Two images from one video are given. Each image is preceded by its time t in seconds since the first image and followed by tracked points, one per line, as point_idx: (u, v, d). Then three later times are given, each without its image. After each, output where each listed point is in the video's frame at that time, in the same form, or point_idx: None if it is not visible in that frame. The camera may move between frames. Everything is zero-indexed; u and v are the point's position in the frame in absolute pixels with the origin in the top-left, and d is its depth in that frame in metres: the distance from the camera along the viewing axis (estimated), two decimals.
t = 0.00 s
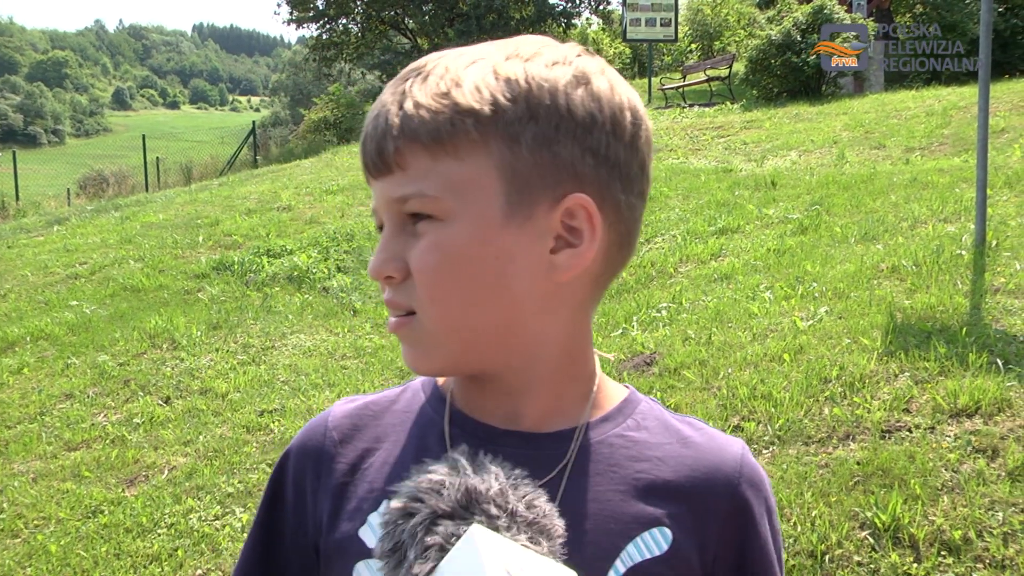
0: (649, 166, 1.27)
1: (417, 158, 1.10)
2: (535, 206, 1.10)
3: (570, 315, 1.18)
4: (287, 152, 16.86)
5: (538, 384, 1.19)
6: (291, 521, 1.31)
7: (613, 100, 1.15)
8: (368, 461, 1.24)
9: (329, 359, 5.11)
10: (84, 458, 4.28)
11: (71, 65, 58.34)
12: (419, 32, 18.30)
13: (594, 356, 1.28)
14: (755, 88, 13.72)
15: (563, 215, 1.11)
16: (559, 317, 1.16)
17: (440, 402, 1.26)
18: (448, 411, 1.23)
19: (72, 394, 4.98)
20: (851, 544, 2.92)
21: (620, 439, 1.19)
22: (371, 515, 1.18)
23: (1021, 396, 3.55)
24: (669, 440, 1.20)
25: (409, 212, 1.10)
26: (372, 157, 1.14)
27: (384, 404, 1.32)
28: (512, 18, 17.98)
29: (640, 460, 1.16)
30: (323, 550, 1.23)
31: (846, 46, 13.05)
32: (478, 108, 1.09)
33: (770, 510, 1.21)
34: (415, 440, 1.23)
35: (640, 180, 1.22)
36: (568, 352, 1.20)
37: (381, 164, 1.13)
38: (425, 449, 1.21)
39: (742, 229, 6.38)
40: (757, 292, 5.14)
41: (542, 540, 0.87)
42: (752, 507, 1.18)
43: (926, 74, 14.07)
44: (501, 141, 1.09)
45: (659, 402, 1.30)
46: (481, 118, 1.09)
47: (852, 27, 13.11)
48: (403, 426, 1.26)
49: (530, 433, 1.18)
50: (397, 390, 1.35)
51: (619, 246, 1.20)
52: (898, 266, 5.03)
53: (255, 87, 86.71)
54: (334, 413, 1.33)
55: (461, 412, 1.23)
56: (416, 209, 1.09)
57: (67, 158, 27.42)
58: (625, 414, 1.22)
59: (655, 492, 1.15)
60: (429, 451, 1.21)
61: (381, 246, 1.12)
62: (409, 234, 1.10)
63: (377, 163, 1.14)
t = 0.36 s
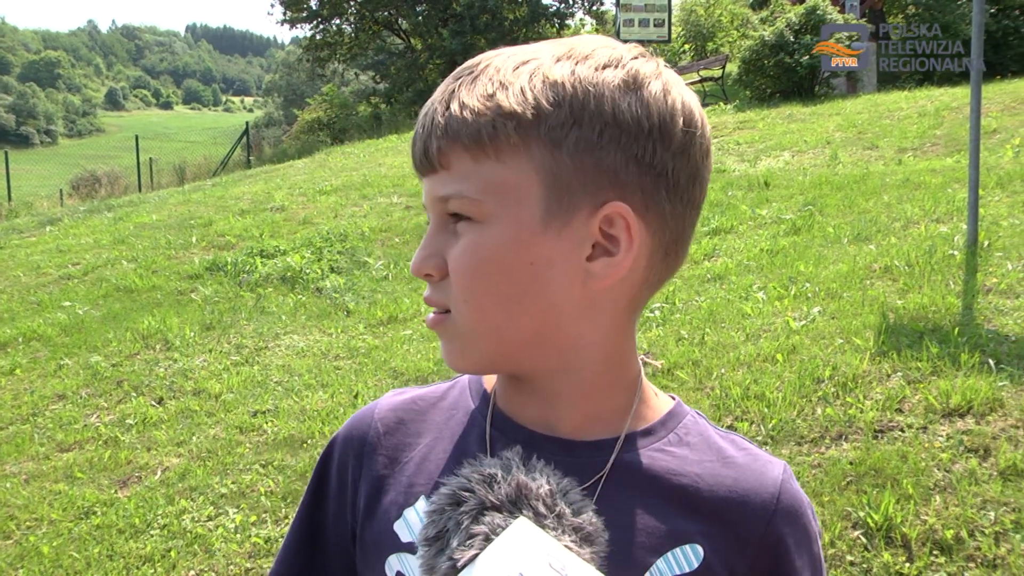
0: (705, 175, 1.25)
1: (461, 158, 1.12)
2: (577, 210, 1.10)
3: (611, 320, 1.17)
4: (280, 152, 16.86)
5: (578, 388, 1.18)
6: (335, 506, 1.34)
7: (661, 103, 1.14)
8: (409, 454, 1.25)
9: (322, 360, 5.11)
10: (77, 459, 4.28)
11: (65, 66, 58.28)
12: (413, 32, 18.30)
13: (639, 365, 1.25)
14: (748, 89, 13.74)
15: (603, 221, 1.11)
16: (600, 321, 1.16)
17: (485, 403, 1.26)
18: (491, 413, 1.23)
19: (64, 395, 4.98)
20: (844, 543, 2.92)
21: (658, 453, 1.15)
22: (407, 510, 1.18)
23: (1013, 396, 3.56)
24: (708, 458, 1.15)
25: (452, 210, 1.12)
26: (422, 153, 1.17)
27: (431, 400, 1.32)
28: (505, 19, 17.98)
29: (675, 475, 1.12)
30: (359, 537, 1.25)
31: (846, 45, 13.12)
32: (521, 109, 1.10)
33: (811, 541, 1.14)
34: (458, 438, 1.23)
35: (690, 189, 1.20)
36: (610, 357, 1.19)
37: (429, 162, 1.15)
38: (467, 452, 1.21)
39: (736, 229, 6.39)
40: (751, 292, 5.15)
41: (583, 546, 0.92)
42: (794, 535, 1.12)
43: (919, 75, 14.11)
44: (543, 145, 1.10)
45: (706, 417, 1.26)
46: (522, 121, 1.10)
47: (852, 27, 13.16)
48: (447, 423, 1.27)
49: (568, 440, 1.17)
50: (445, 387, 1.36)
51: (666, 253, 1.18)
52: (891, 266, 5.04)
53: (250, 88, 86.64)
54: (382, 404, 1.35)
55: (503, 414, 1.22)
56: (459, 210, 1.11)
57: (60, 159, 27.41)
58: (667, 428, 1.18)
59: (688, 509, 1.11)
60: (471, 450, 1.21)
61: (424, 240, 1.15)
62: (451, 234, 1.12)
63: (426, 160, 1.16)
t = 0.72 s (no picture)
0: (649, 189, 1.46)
1: (569, 157, 1.09)
2: (642, 210, 1.17)
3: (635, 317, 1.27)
4: (271, 152, 16.83)
5: (608, 384, 1.22)
6: (309, 516, 1.35)
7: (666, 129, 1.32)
8: (386, 458, 1.27)
9: (314, 360, 5.11)
10: (66, 460, 4.26)
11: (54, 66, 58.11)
12: (404, 33, 18.30)
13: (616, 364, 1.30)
14: (739, 89, 13.78)
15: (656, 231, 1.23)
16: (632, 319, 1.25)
17: (462, 406, 1.30)
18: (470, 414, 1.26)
19: (54, 396, 4.96)
20: (835, 543, 2.93)
21: (639, 452, 1.20)
22: (387, 512, 1.20)
23: (1003, 395, 3.57)
24: (688, 457, 1.21)
25: (557, 212, 1.08)
26: (508, 147, 1.08)
27: (403, 404, 1.35)
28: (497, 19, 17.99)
29: (657, 475, 1.17)
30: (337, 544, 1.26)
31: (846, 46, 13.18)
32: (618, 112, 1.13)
33: (779, 534, 1.23)
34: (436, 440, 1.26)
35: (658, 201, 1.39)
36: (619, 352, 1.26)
37: (523, 158, 1.08)
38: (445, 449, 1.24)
39: (727, 229, 6.40)
40: (742, 292, 5.16)
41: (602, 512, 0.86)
42: (767, 527, 1.21)
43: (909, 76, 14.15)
44: (627, 149, 1.14)
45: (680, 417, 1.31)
46: (628, 132, 1.15)
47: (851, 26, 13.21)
48: (422, 426, 1.29)
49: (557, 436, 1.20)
50: (416, 391, 1.39)
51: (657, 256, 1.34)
52: (881, 266, 5.06)
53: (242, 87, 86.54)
54: (354, 412, 1.38)
55: (483, 414, 1.25)
56: (566, 211, 1.09)
57: (49, 158, 27.33)
58: (647, 428, 1.23)
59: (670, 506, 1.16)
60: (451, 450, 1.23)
61: (516, 243, 1.08)
62: (556, 236, 1.08)
63: (520, 156, 1.08)
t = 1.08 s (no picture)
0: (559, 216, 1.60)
1: (568, 161, 1.21)
2: (597, 225, 1.31)
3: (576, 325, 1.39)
4: (261, 151, 16.77)
5: (551, 385, 1.31)
6: (255, 541, 1.38)
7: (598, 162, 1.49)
8: (324, 474, 1.31)
9: (304, 360, 5.10)
10: (55, 461, 4.25)
11: (44, 65, 57.84)
12: (395, 32, 18.29)
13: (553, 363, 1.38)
14: (730, 89, 13.80)
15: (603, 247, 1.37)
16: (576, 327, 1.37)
17: (394, 414, 1.34)
18: (403, 422, 1.31)
19: (43, 396, 4.95)
20: (824, 542, 2.93)
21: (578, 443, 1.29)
22: (334, 528, 1.25)
23: (991, 394, 3.59)
24: (626, 443, 1.31)
25: (553, 211, 1.18)
26: (519, 139, 1.17)
27: (335, 419, 1.40)
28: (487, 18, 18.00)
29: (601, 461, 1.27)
30: (287, 565, 1.30)
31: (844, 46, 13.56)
32: (604, 132, 1.28)
33: (722, 508, 1.33)
34: (372, 452, 1.31)
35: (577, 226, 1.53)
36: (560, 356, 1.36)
37: (532, 154, 1.17)
38: (382, 458, 1.29)
39: (717, 229, 6.41)
40: (731, 292, 5.17)
41: (615, 513, 0.97)
42: (709, 504, 1.31)
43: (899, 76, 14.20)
44: (599, 167, 1.29)
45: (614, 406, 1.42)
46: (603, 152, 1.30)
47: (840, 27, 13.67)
48: (357, 438, 1.34)
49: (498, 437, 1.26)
50: (347, 405, 1.44)
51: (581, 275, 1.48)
52: (871, 266, 5.07)
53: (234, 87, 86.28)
54: (287, 431, 1.41)
55: (418, 419, 1.31)
56: (560, 210, 1.19)
57: (38, 158, 27.17)
58: (584, 419, 1.33)
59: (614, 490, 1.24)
60: (388, 462, 1.28)
61: (518, 228, 1.14)
62: (552, 230, 1.18)
63: (530, 149, 1.17)
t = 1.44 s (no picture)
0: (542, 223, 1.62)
1: (552, 144, 1.23)
2: (584, 212, 1.32)
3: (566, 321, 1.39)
4: (252, 151, 16.72)
5: (546, 380, 1.31)
6: (248, 542, 1.37)
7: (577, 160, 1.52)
8: (322, 474, 1.30)
9: (295, 360, 5.09)
10: (45, 462, 4.23)
11: (34, 65, 57.61)
12: (386, 32, 18.27)
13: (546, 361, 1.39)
14: (721, 89, 13.83)
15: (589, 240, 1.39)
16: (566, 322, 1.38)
17: (391, 413, 1.34)
18: (401, 421, 1.31)
19: (32, 396, 4.92)
20: (815, 541, 2.94)
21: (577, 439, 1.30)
22: (333, 528, 1.25)
23: (981, 393, 3.60)
24: (623, 438, 1.31)
25: (540, 193, 1.20)
26: (503, 124, 1.19)
27: (333, 420, 1.39)
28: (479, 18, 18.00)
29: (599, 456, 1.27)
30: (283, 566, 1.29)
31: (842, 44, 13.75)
32: (584, 119, 1.31)
33: (720, 503, 1.33)
34: (370, 451, 1.30)
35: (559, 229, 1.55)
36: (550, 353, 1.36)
37: (518, 137, 1.20)
38: (380, 460, 1.29)
39: (708, 228, 6.42)
40: (723, 291, 5.17)
41: (607, 500, 0.98)
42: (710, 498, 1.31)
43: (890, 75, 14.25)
44: (582, 154, 1.31)
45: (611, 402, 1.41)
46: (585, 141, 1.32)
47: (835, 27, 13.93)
48: (354, 438, 1.33)
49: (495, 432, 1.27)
50: (342, 406, 1.43)
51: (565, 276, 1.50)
52: (862, 265, 5.08)
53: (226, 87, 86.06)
54: (284, 431, 1.40)
55: (415, 419, 1.31)
56: (547, 193, 1.20)
57: (27, 157, 27.04)
58: (579, 415, 1.33)
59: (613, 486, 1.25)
60: (386, 461, 1.28)
61: (508, 210, 1.16)
62: (541, 213, 1.19)
63: (515, 133, 1.20)
